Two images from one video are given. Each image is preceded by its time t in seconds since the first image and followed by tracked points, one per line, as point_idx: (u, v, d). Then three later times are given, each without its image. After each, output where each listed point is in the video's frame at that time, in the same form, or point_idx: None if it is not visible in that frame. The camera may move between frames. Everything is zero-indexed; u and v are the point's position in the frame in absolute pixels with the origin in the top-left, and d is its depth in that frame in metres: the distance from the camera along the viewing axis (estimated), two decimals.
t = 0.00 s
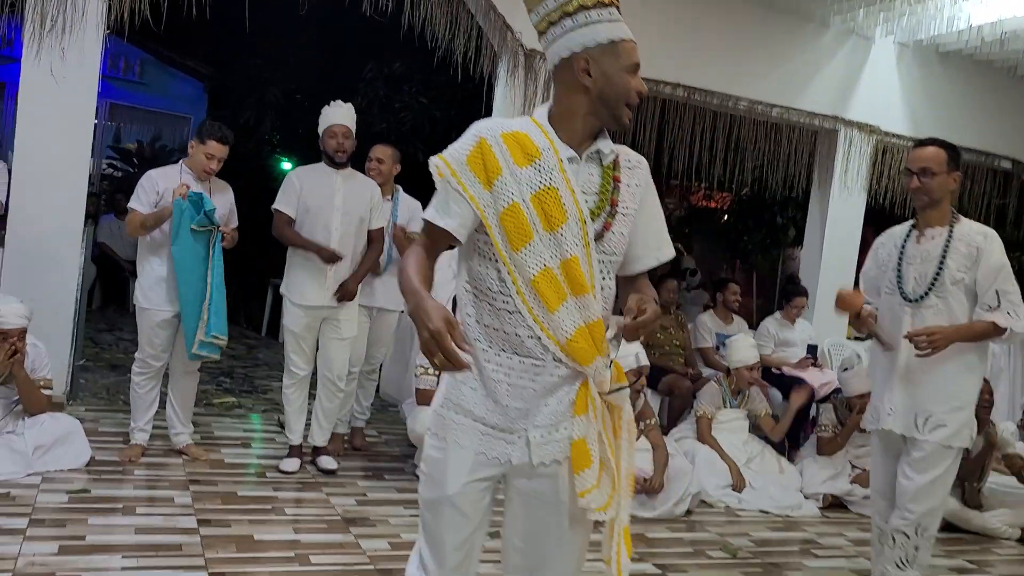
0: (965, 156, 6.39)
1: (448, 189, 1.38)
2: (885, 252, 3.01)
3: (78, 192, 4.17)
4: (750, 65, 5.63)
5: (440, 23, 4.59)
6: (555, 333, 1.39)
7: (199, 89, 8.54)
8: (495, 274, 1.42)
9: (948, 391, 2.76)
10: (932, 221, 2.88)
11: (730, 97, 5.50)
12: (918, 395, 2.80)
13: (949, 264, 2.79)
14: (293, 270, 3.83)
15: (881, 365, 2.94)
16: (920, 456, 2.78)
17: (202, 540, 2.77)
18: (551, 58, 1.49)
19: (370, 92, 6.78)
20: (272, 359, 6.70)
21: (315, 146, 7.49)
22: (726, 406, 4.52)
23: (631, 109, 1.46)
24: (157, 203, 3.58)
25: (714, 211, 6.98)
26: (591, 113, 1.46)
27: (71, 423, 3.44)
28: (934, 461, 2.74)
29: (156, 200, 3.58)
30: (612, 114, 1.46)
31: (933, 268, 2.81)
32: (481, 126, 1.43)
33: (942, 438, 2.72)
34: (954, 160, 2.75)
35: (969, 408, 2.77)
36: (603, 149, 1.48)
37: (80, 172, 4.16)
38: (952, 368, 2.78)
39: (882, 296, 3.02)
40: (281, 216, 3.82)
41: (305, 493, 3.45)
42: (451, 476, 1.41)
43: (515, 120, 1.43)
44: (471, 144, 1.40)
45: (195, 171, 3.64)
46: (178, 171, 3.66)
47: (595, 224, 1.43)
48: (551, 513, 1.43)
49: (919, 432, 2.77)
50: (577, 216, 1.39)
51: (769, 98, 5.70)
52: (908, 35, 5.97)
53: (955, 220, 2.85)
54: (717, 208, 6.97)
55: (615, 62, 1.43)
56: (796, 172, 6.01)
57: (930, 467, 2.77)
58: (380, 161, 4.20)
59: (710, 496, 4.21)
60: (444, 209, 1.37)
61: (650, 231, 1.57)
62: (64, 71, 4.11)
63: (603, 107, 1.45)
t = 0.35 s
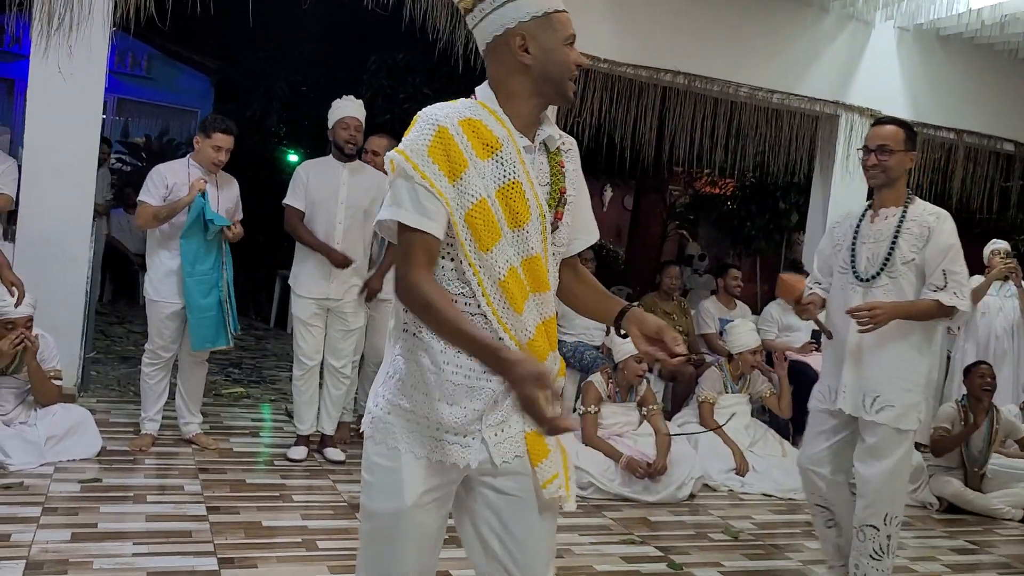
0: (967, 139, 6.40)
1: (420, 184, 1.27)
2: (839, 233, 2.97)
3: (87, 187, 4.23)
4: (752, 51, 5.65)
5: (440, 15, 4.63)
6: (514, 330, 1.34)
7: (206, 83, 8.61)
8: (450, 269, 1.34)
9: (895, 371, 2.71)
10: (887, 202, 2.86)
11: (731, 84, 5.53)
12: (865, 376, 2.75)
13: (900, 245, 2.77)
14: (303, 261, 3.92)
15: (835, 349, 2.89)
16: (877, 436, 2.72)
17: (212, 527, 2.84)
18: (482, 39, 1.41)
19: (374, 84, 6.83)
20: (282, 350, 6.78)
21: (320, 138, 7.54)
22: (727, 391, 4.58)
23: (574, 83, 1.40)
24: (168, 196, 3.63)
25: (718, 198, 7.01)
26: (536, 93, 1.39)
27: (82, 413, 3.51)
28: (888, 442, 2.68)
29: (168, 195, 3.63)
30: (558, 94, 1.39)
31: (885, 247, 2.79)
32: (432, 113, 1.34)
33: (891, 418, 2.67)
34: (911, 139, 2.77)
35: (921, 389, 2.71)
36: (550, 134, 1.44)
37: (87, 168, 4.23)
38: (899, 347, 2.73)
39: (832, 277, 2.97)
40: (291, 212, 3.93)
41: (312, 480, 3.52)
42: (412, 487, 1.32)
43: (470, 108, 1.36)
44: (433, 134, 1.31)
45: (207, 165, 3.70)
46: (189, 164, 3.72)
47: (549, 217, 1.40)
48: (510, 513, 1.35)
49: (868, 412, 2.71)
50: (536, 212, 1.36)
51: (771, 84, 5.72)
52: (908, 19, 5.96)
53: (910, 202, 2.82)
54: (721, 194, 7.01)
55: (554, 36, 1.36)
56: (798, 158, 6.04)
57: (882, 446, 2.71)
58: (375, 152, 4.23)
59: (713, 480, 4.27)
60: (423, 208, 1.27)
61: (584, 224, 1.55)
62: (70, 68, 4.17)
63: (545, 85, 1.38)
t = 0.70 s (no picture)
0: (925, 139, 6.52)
1: (465, 174, 1.12)
2: (745, 223, 2.89)
3: (47, 192, 4.13)
4: (715, 53, 5.70)
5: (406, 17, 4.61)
6: (523, 334, 1.25)
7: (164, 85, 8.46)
8: (472, 280, 1.23)
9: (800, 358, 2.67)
10: (792, 195, 2.80)
11: (696, 86, 5.59)
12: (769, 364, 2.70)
13: (806, 238, 2.71)
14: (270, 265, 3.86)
15: (735, 333, 2.82)
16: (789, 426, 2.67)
17: (182, 538, 2.78)
18: (453, 24, 1.31)
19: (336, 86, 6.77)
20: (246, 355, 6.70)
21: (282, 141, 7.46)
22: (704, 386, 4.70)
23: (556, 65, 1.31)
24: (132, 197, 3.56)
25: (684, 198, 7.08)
26: (518, 78, 1.29)
27: (44, 425, 3.42)
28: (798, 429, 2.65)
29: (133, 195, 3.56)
30: (542, 77, 1.30)
31: (792, 240, 2.73)
32: (432, 102, 1.19)
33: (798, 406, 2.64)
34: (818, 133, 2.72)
35: (822, 378, 2.68)
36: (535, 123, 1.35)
37: (46, 173, 4.13)
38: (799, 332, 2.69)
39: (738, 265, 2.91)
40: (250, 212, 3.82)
41: (283, 488, 3.47)
42: (438, 521, 1.22)
43: (465, 95, 1.23)
44: (450, 123, 1.16)
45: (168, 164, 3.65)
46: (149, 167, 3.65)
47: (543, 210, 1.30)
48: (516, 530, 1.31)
49: (773, 401, 2.67)
50: (537, 206, 1.27)
51: (734, 85, 5.78)
52: (867, 21, 6.04)
53: (814, 196, 2.76)
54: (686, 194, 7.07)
55: (529, 15, 1.27)
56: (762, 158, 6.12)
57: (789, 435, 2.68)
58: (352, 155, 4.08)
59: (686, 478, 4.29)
60: (476, 196, 1.11)
61: (552, 219, 1.46)
62: (28, 71, 4.07)
63: (528, 68, 1.29)
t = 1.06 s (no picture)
0: (903, 158, 6.66)
1: (549, 180, 1.08)
2: (697, 235, 2.96)
3: (38, 207, 4.11)
4: (699, 72, 5.79)
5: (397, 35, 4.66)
6: (586, 360, 1.27)
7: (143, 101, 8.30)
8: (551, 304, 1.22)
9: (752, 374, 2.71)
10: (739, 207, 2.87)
11: (680, 104, 5.66)
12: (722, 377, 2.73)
13: (757, 249, 2.78)
14: (257, 280, 3.81)
15: (694, 349, 2.85)
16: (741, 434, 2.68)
17: (186, 556, 2.78)
18: (524, 40, 1.27)
19: (321, 102, 6.80)
20: (230, 372, 6.67)
21: (265, 157, 7.46)
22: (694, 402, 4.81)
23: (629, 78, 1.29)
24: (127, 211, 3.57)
25: (665, 214, 7.15)
26: (591, 89, 1.27)
27: (39, 443, 3.40)
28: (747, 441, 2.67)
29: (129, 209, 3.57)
30: (613, 87, 1.28)
31: (741, 251, 2.79)
32: (520, 114, 1.18)
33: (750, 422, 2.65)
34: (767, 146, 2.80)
35: (778, 390, 2.72)
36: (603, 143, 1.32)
37: (38, 190, 4.11)
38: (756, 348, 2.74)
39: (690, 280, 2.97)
40: (241, 230, 3.83)
41: (280, 505, 3.47)
42: (514, 547, 1.17)
43: (548, 109, 1.20)
44: (538, 131, 1.15)
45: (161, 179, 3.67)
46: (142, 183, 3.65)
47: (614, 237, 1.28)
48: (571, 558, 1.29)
49: (733, 415, 2.69)
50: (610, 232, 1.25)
51: (718, 104, 5.87)
52: (846, 42, 6.16)
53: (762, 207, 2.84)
54: (668, 211, 7.15)
55: (602, 24, 1.24)
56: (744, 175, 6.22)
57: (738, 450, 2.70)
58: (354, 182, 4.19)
59: (676, 493, 4.33)
60: (556, 201, 1.05)
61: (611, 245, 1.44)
62: (18, 87, 4.05)
63: (602, 81, 1.27)
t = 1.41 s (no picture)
0: (864, 166, 6.80)
1: (582, 180, 1.01)
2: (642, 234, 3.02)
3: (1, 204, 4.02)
4: (667, 78, 5.85)
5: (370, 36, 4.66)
6: (612, 382, 1.26)
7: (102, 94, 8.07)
8: (577, 320, 1.17)
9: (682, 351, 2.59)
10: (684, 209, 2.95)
11: (649, 110, 5.72)
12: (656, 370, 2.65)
13: (701, 250, 2.84)
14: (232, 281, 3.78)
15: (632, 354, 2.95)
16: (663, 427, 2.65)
17: (159, 558, 2.74)
18: (545, 28, 1.23)
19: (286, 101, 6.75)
20: (192, 373, 6.57)
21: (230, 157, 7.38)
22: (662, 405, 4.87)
23: (652, 76, 1.25)
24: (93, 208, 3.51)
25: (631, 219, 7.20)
26: (606, 88, 1.24)
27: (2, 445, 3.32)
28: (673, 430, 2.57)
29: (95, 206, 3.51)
30: (632, 88, 1.24)
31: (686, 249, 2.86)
32: (546, 111, 1.13)
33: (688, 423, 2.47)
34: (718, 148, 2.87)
35: (713, 397, 2.83)
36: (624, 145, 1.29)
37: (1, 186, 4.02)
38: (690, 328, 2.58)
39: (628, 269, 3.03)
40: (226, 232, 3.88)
41: (252, 507, 3.43)
42: None
43: (573, 108, 1.16)
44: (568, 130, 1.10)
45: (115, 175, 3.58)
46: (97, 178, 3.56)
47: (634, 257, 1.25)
48: None
49: (665, 418, 2.80)
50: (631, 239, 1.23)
51: (686, 110, 5.94)
52: (810, 53, 6.28)
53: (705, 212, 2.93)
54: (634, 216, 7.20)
55: (625, 21, 1.21)
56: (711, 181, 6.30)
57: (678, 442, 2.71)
58: (335, 178, 4.28)
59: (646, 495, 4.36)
60: (592, 204, 0.99)
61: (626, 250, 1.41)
62: None
63: (619, 80, 1.23)
